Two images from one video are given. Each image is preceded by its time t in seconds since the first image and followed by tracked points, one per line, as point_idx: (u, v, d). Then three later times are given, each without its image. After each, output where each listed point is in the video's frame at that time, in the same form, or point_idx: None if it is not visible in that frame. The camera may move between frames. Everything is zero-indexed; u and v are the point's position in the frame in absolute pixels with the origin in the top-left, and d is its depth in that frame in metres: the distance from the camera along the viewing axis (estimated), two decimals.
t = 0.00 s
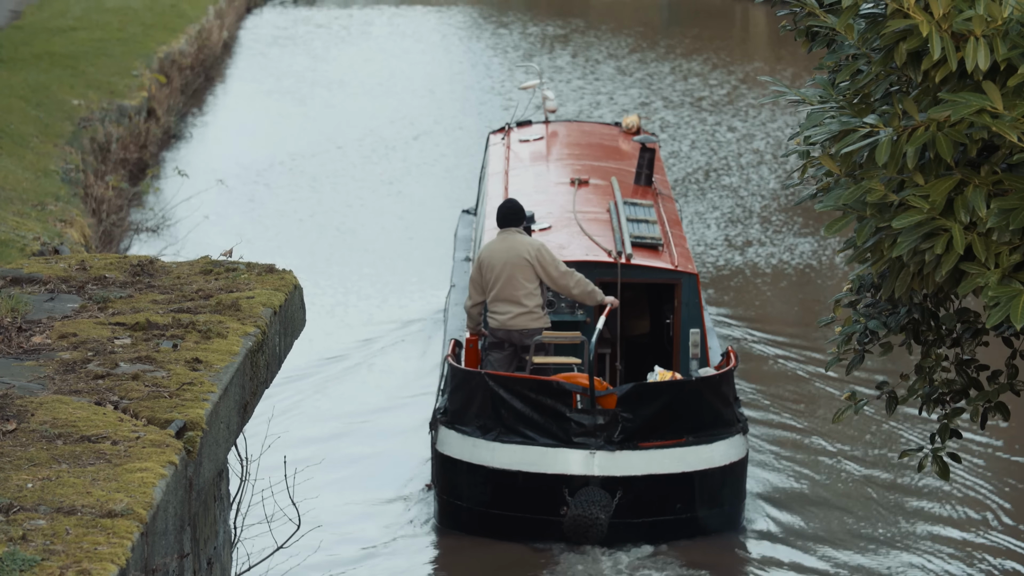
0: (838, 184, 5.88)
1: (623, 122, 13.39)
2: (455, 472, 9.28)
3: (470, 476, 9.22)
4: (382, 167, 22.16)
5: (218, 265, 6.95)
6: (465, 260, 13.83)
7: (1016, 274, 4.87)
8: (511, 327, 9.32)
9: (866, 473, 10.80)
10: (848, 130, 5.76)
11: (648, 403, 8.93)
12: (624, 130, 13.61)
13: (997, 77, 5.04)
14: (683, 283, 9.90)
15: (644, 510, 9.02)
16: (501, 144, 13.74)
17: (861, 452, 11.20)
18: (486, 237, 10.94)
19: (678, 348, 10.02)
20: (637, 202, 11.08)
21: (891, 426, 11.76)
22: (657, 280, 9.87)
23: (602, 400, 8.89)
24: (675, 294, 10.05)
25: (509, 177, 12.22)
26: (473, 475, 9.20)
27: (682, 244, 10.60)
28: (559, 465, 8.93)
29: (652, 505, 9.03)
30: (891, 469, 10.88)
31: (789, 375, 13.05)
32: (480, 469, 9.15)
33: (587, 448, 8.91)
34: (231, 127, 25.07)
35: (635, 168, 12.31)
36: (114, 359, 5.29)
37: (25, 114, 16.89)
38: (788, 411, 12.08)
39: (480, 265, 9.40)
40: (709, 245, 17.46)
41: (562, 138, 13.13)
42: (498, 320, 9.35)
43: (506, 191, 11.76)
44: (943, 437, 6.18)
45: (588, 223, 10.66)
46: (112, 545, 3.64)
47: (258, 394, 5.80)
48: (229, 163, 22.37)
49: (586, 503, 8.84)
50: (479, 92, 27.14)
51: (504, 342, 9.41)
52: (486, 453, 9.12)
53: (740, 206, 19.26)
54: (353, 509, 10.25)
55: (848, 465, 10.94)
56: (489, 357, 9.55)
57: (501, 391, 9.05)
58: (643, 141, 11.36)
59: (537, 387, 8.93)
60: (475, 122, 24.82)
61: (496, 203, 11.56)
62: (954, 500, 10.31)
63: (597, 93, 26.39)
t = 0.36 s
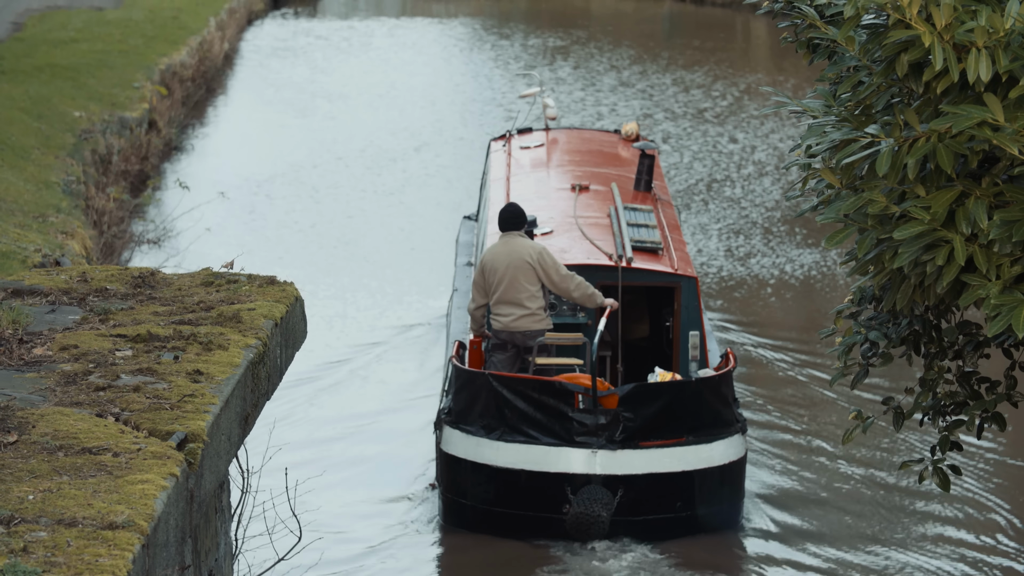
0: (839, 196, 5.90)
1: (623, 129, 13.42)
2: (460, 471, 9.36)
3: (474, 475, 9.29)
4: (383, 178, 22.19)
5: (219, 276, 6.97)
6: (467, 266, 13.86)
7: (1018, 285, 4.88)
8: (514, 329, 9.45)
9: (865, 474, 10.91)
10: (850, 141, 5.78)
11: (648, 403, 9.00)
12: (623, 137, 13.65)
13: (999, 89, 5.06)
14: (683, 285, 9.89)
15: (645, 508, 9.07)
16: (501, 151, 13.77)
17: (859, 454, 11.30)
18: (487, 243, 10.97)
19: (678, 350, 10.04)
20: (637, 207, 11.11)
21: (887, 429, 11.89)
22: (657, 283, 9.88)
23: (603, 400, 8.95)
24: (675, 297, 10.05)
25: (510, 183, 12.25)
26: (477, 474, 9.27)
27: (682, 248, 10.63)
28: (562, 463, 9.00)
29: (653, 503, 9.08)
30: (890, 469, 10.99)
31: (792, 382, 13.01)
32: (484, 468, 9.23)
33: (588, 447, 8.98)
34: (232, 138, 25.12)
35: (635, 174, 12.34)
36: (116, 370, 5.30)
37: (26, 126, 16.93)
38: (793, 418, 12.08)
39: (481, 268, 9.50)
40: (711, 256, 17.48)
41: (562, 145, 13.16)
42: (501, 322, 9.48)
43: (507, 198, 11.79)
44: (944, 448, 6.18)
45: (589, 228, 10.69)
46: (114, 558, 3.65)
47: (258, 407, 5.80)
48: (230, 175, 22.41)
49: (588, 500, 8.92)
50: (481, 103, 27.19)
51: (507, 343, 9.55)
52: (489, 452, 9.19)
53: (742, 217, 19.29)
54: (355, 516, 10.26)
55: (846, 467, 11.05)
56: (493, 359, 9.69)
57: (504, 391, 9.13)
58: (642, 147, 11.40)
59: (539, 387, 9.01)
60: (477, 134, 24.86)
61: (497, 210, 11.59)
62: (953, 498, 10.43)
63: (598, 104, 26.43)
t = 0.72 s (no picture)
0: (843, 207, 5.91)
1: (624, 136, 13.45)
2: (466, 470, 9.62)
3: (480, 474, 9.55)
4: (385, 190, 22.20)
5: (222, 288, 6.97)
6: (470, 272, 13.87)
7: (1021, 297, 4.88)
8: (518, 331, 9.63)
9: (864, 475, 11.04)
10: (853, 152, 5.79)
11: (651, 404, 9.26)
12: (624, 144, 13.67)
13: (1002, 100, 5.07)
14: (684, 289, 9.91)
15: (648, 507, 9.34)
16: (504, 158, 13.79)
17: (858, 455, 11.44)
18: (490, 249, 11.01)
19: (680, 352, 10.07)
20: (639, 212, 11.15)
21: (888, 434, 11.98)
22: (659, 287, 9.91)
23: (607, 400, 9.26)
24: (676, 300, 10.08)
25: (512, 190, 12.28)
26: (483, 474, 9.53)
27: (684, 253, 10.67)
28: (566, 463, 9.28)
29: (655, 502, 9.35)
30: (890, 469, 11.13)
31: (796, 390, 13.01)
32: (490, 468, 9.49)
33: (592, 447, 9.27)
34: (235, 150, 25.15)
35: (637, 180, 12.36)
36: (119, 383, 5.30)
37: (29, 137, 16.95)
38: (796, 423, 12.13)
39: (486, 271, 9.66)
40: (714, 268, 17.48)
41: (564, 152, 13.19)
42: (504, 325, 9.65)
43: (510, 204, 11.82)
44: (947, 460, 6.17)
45: (592, 234, 10.73)
46: (117, 569, 3.65)
47: (261, 419, 5.80)
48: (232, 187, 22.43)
49: (592, 499, 9.19)
50: (484, 115, 27.20)
51: (511, 345, 9.72)
52: (495, 451, 9.47)
53: (745, 229, 19.28)
54: (358, 521, 10.29)
55: (846, 467, 11.18)
56: (497, 360, 9.85)
57: (510, 392, 9.40)
58: (644, 153, 11.44)
59: (545, 388, 9.28)
60: (480, 145, 24.91)
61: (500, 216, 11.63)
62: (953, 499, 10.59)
63: (601, 116, 26.43)
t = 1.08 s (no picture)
0: (847, 221, 5.92)
1: (626, 145, 13.49)
2: (473, 472, 9.67)
3: (487, 475, 9.60)
4: (388, 203, 22.25)
5: (225, 302, 6.98)
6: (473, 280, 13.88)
7: None
8: (522, 335, 9.64)
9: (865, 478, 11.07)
10: (857, 166, 5.81)
11: (655, 406, 9.32)
12: (625, 153, 13.68)
13: (1006, 114, 5.08)
14: (686, 294, 10.02)
15: (652, 507, 9.41)
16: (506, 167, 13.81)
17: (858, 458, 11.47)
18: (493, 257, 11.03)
19: (683, 356, 10.11)
20: (642, 220, 11.18)
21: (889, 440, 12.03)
22: (662, 292, 10.00)
23: (612, 403, 9.30)
24: (678, 306, 10.18)
25: (515, 198, 12.30)
26: (489, 475, 9.58)
27: (686, 260, 10.71)
28: (571, 464, 9.35)
29: (660, 502, 9.42)
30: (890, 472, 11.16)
31: (802, 397, 13.01)
32: (497, 469, 9.55)
33: (597, 448, 9.32)
34: (238, 164, 25.21)
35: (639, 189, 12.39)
36: (122, 396, 5.30)
37: (33, 151, 17.01)
38: (796, 427, 12.17)
39: (491, 277, 9.71)
40: (718, 281, 17.49)
41: (566, 161, 13.21)
42: (509, 329, 9.66)
43: (513, 212, 11.85)
44: (949, 475, 6.16)
45: (595, 241, 10.75)
46: None
47: (265, 433, 5.81)
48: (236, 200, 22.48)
49: (597, 500, 9.26)
50: (488, 129, 27.26)
51: (516, 350, 9.72)
52: (501, 453, 9.52)
53: (748, 242, 19.30)
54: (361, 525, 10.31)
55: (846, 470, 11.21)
56: (502, 363, 9.86)
57: (516, 395, 9.45)
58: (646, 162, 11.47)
59: (551, 391, 9.34)
60: (484, 158, 24.95)
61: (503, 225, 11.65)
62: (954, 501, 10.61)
63: (605, 129, 26.47)
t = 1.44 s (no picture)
0: (850, 236, 5.92)
1: (628, 155, 13.51)
2: (480, 475, 9.66)
3: (494, 479, 9.60)
4: (392, 218, 22.29)
5: (229, 317, 6.99)
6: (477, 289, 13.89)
7: None
8: (526, 342, 9.64)
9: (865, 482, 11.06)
10: (860, 183, 5.81)
11: (659, 411, 9.32)
12: (627, 163, 13.70)
13: (1010, 129, 5.08)
14: (689, 301, 9.98)
15: (655, 510, 9.41)
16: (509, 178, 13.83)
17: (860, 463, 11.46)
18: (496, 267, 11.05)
19: (686, 363, 10.10)
20: (644, 228, 11.19)
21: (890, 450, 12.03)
22: (664, 299, 9.96)
23: (617, 408, 9.28)
24: (681, 313, 10.14)
25: (518, 208, 12.32)
26: (496, 478, 9.58)
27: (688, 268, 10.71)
28: (575, 468, 9.35)
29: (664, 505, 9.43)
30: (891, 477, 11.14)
31: (805, 406, 13.00)
32: (503, 472, 9.55)
33: (602, 452, 9.33)
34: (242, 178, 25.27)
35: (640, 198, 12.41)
36: (126, 412, 5.30)
37: (37, 167, 17.05)
38: (796, 432, 12.18)
39: (496, 284, 9.73)
40: (721, 295, 17.50)
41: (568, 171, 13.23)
42: (513, 335, 9.67)
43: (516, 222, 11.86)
44: (951, 489, 6.15)
45: (598, 249, 10.77)
46: None
47: (269, 447, 5.82)
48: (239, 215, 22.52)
49: (602, 502, 9.24)
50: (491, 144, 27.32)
51: (519, 356, 9.72)
52: (507, 457, 9.52)
53: (751, 257, 19.32)
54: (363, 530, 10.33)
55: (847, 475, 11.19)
56: (507, 370, 9.84)
57: (523, 400, 9.45)
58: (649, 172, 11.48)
59: (556, 397, 9.33)
60: (487, 173, 24.99)
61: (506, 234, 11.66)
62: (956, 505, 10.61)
63: (608, 144, 26.53)
